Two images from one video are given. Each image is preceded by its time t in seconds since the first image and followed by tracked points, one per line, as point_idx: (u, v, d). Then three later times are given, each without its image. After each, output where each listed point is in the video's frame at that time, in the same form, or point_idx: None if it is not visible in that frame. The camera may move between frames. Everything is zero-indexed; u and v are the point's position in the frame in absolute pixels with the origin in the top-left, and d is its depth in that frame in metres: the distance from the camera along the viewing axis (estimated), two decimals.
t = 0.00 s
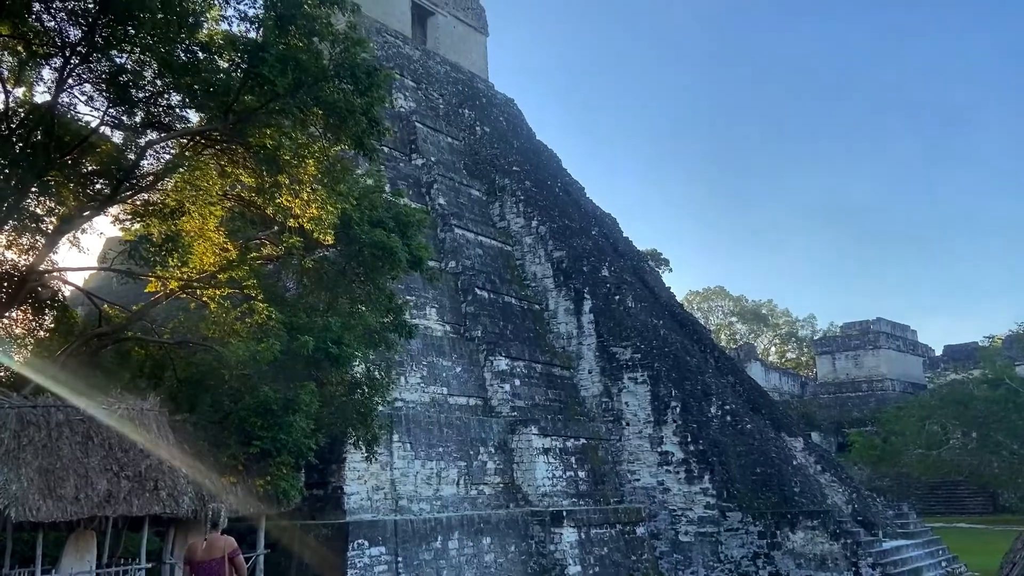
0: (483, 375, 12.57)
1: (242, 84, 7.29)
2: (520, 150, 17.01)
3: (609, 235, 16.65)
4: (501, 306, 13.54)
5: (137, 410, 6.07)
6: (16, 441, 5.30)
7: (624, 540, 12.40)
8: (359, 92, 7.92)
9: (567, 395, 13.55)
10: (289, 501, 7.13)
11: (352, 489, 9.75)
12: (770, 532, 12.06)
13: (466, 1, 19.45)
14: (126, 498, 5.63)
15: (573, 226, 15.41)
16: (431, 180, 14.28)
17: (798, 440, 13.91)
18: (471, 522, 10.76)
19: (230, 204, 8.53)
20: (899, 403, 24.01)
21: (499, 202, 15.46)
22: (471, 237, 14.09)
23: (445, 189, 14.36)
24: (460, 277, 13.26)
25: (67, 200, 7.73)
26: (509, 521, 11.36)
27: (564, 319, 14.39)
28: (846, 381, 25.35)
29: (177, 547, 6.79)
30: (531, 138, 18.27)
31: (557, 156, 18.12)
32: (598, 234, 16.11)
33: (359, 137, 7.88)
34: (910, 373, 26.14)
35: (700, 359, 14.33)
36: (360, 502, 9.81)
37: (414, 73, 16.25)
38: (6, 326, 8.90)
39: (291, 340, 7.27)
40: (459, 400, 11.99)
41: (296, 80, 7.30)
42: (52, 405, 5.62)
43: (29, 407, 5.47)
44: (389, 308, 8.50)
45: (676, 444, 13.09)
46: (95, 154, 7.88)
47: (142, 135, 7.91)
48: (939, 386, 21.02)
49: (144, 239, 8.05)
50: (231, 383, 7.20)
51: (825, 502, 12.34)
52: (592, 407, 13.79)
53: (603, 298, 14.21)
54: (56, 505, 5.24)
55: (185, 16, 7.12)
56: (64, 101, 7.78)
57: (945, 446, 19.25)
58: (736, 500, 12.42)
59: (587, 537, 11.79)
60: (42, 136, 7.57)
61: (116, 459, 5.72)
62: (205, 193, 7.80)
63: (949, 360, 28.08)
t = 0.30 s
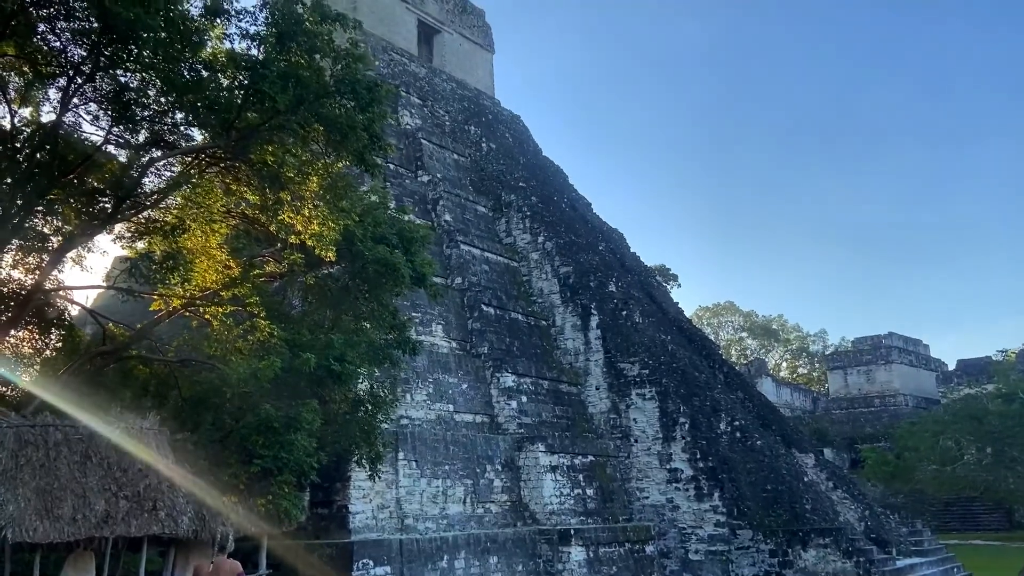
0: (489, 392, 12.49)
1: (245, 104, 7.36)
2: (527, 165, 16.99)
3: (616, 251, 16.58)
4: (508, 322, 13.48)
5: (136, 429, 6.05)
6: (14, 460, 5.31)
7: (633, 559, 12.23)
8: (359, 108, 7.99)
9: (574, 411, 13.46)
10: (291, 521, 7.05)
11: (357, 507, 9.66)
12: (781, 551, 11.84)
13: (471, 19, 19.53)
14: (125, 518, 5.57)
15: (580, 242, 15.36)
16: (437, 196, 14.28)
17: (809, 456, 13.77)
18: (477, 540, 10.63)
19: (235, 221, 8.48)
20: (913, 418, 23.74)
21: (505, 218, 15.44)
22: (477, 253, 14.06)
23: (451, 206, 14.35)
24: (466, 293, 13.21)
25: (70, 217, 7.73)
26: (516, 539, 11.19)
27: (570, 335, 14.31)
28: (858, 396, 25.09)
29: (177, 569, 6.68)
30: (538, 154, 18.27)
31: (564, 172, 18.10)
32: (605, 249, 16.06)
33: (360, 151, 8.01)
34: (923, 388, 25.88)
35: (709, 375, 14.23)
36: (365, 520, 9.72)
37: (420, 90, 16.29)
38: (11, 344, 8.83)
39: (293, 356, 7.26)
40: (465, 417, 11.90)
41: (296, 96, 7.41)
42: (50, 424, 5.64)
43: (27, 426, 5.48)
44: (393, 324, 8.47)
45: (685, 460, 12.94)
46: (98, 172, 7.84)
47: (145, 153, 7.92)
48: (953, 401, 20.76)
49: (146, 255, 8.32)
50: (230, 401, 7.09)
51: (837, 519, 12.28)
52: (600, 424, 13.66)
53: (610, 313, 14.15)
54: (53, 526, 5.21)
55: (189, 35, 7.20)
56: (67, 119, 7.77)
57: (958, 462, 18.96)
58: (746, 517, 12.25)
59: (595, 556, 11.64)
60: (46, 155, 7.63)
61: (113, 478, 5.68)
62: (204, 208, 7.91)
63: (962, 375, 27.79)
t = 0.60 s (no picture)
0: (496, 408, 12.40)
1: (247, 120, 7.39)
2: (532, 181, 16.97)
3: (623, 265, 16.50)
4: (514, 337, 13.40)
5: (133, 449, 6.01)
6: (10, 481, 5.23)
7: None
8: (359, 124, 8.08)
9: (582, 428, 13.36)
10: (291, 541, 6.97)
11: (361, 526, 9.56)
12: (793, 569, 11.63)
13: (477, 35, 19.60)
14: (121, 538, 5.57)
15: (586, 256, 15.30)
16: (442, 212, 14.26)
17: (820, 472, 13.60)
18: (483, 559, 10.49)
19: (240, 239, 8.44)
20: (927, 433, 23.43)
21: (511, 233, 15.39)
22: (482, 269, 14.02)
23: (456, 221, 14.32)
24: (471, 308, 13.14)
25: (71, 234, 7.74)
26: (522, 558, 10.98)
27: (577, 350, 14.21)
28: (871, 411, 24.81)
29: None
30: (544, 169, 18.24)
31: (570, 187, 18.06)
32: (611, 264, 15.97)
33: (361, 168, 8.08)
34: (937, 402, 25.58)
35: (718, 389, 14.10)
36: (370, 539, 9.61)
37: (425, 107, 16.31)
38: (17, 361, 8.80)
39: (293, 373, 7.26)
40: (471, 433, 11.80)
41: (293, 114, 7.44)
42: (47, 443, 5.56)
43: (24, 445, 5.40)
44: (396, 341, 8.43)
45: (694, 477, 12.78)
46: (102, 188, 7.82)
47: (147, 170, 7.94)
48: (967, 414, 20.48)
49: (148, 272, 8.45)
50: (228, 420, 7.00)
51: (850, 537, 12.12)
52: (608, 440, 13.54)
53: (617, 327, 14.04)
54: (48, 548, 5.18)
55: (192, 54, 7.22)
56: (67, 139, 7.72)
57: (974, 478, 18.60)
58: (757, 534, 12.10)
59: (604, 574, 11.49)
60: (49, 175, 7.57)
61: (109, 498, 5.66)
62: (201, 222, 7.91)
63: (976, 389, 27.45)
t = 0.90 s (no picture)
0: (503, 424, 12.29)
1: (246, 133, 7.44)
2: (540, 195, 16.93)
3: (631, 279, 16.39)
4: (521, 352, 13.32)
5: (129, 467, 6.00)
6: (7, 500, 5.16)
7: None
8: (361, 138, 8.15)
9: (590, 443, 13.23)
10: (293, 560, 6.90)
11: (366, 543, 9.47)
12: None
13: (484, 51, 19.64)
14: (118, 557, 5.54)
15: (593, 270, 15.23)
16: (449, 226, 14.22)
17: (832, 487, 13.41)
18: None
19: (245, 254, 8.47)
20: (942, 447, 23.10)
21: (518, 247, 15.33)
22: (489, 283, 13.98)
23: (463, 235, 14.28)
24: (478, 323, 13.08)
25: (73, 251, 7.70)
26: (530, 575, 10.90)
27: (585, 364, 14.10)
28: (885, 424, 24.52)
29: None
30: (551, 183, 18.20)
31: (578, 201, 18.01)
32: (619, 278, 15.88)
33: (362, 182, 8.08)
34: (951, 415, 25.26)
35: (727, 404, 13.95)
36: (375, 557, 9.51)
37: (431, 122, 16.32)
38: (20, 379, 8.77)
39: (294, 388, 7.27)
40: (478, 449, 11.70)
41: (293, 129, 7.49)
42: (45, 462, 5.50)
43: (20, 464, 5.32)
44: (399, 356, 8.39)
45: (704, 492, 12.56)
46: (103, 206, 7.66)
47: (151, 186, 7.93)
48: (983, 427, 20.17)
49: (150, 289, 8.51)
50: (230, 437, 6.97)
51: (860, 552, 12.26)
52: (616, 456, 13.40)
53: (625, 341, 13.96)
54: (44, 568, 5.12)
55: (195, 70, 7.26)
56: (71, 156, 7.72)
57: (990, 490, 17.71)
58: (769, 551, 11.76)
59: None
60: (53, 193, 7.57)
61: (106, 517, 5.62)
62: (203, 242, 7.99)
63: (991, 401, 27.10)
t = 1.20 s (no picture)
0: (511, 438, 12.19)
1: (248, 145, 7.47)
2: (548, 207, 16.88)
3: (640, 291, 16.29)
4: (529, 365, 13.24)
5: (133, 481, 5.97)
6: (7, 517, 5.04)
7: None
8: (364, 150, 8.18)
9: (600, 457, 13.10)
10: None
11: (374, 559, 9.39)
12: None
13: (491, 65, 19.69)
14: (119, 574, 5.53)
15: (602, 282, 15.14)
16: (456, 239, 14.19)
17: (847, 500, 13.21)
18: None
19: (249, 268, 8.47)
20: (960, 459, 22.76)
21: (526, 259, 15.28)
22: (497, 296, 13.92)
23: (471, 249, 14.24)
24: (486, 336, 13.02)
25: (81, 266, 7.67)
26: None
27: (594, 377, 14.00)
28: (901, 437, 24.20)
29: None
30: (560, 196, 18.17)
31: (586, 213, 17.96)
32: (628, 290, 15.78)
33: (364, 194, 8.06)
34: (968, 427, 24.91)
35: (738, 416, 13.79)
36: (382, 573, 9.42)
37: (439, 135, 16.33)
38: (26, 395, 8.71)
39: (298, 403, 7.23)
40: (487, 463, 11.58)
41: (296, 143, 7.55)
42: (45, 478, 5.39)
43: (22, 480, 5.20)
44: (405, 369, 8.33)
45: (716, 506, 12.45)
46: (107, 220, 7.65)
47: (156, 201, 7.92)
48: (1001, 439, 19.84)
49: (153, 304, 8.52)
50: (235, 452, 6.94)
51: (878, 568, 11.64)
52: (627, 470, 13.28)
53: (635, 354, 13.84)
54: None
55: (198, 84, 7.25)
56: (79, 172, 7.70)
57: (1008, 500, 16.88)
58: (782, 565, 11.56)
59: None
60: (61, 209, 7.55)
61: (108, 533, 5.58)
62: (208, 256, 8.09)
63: (1009, 413, 26.73)
